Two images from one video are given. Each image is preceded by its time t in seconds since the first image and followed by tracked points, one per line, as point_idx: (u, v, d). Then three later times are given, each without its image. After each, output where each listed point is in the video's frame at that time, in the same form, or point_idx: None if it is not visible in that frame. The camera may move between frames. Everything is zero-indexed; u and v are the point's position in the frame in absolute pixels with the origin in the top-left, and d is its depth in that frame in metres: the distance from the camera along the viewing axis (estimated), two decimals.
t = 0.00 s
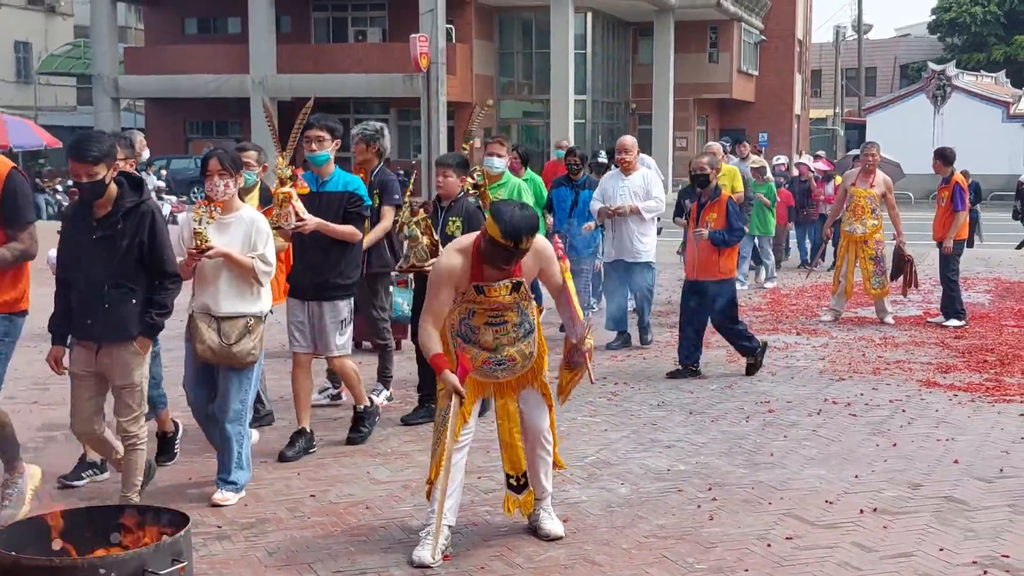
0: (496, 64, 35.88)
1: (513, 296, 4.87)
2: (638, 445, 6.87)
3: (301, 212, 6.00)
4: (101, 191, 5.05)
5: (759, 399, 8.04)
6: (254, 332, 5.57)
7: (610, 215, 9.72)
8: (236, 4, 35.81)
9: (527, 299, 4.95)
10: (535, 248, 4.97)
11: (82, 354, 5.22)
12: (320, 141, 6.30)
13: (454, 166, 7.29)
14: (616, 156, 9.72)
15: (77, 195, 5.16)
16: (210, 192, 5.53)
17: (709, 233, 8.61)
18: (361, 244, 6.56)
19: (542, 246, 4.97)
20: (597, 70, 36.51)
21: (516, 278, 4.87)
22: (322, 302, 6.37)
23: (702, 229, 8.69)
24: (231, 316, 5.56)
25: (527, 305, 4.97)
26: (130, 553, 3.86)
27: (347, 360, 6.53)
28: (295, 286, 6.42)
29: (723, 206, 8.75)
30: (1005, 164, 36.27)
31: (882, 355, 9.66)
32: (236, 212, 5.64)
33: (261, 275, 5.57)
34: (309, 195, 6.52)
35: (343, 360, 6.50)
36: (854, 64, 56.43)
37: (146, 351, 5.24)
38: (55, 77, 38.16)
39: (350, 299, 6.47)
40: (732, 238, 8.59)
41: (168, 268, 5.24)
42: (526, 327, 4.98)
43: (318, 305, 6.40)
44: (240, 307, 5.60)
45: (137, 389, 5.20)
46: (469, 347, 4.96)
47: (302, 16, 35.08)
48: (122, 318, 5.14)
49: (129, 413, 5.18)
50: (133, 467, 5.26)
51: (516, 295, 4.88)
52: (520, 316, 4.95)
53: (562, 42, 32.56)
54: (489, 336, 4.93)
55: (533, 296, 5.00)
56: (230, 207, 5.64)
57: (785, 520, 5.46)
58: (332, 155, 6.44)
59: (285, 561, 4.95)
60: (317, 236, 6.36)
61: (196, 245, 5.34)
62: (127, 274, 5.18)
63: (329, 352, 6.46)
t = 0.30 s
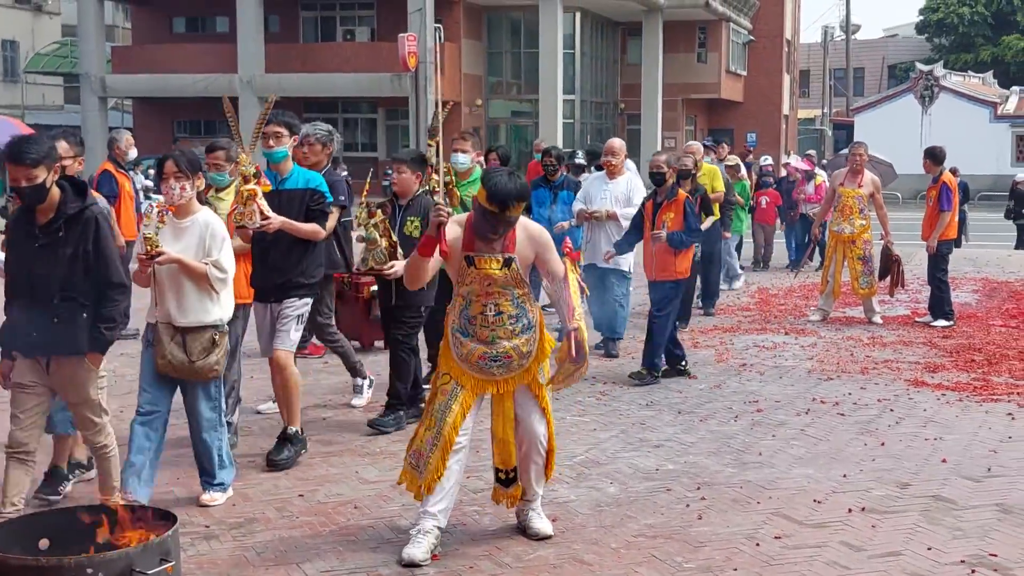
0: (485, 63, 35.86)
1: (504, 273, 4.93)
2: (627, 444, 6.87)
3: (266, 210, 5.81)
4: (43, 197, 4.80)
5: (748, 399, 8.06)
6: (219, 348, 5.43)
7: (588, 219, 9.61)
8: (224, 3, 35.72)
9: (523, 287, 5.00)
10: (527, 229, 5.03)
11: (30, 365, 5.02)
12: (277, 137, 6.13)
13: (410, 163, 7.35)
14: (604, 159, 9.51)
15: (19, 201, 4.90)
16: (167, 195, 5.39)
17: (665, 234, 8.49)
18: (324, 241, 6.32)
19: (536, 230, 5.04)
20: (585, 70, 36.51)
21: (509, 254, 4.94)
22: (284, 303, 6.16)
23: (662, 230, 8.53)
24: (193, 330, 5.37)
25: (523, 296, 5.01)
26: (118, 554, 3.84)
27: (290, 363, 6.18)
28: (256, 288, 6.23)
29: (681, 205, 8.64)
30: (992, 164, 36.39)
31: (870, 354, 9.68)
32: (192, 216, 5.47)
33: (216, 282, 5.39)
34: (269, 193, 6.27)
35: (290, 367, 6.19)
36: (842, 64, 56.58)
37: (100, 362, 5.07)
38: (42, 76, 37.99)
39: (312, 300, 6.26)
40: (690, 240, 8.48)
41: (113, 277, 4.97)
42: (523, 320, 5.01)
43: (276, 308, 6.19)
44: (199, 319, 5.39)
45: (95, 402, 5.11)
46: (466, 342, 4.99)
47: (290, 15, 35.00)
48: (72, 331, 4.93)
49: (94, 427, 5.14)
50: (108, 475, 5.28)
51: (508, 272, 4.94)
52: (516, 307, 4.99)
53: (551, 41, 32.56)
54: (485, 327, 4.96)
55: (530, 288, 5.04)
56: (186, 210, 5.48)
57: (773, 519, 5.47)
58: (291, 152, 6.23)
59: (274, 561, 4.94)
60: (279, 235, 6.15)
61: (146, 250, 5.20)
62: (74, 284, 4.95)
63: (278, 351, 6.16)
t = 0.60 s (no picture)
0: (474, 62, 35.83)
1: (488, 309, 4.89)
2: (616, 442, 6.87)
3: (229, 209, 5.57)
4: None
5: (737, 397, 8.07)
6: (150, 348, 5.16)
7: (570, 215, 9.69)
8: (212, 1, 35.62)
9: (502, 307, 4.93)
10: (507, 262, 4.86)
11: None
12: (243, 137, 5.83)
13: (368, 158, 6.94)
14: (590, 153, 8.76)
15: None
16: (102, 192, 5.08)
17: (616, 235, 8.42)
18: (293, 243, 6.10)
19: (514, 257, 4.87)
20: (574, 69, 36.51)
21: (490, 292, 4.88)
22: (250, 311, 5.90)
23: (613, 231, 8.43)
24: (122, 330, 5.11)
25: (504, 312, 4.94)
26: (105, 552, 3.82)
27: (260, 377, 5.98)
28: (219, 291, 5.95)
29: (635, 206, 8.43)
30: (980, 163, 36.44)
31: (858, 352, 9.71)
32: (129, 213, 5.18)
33: (153, 283, 5.13)
34: (235, 194, 5.92)
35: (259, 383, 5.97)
36: (831, 62, 56.74)
37: (29, 364, 4.79)
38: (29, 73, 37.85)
39: (277, 307, 6.00)
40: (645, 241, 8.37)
41: (46, 272, 4.73)
42: (505, 331, 4.95)
43: (242, 313, 5.92)
44: (131, 319, 5.13)
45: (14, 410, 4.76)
46: (448, 352, 4.97)
47: (279, 13, 34.93)
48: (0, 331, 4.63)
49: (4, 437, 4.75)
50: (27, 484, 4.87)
51: (490, 307, 4.89)
52: (497, 322, 4.93)
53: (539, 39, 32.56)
54: (466, 342, 4.93)
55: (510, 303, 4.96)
56: (124, 207, 5.19)
57: (762, 517, 5.47)
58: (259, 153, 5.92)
59: (262, 560, 4.92)
60: (244, 237, 5.89)
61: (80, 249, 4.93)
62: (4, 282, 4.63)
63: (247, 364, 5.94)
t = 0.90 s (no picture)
0: (467, 61, 35.81)
1: (492, 276, 4.90)
2: (609, 441, 6.86)
3: (187, 216, 5.44)
4: None
5: (729, 396, 8.06)
6: (100, 350, 4.86)
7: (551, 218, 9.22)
8: None
9: (507, 289, 5.00)
10: (513, 235, 5.01)
11: None
12: (204, 137, 5.73)
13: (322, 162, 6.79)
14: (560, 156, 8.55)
15: None
16: (45, 193, 4.78)
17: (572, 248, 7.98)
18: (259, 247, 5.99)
19: (522, 234, 5.02)
20: (567, 69, 36.52)
21: (496, 260, 4.91)
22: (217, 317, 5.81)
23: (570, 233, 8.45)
24: (69, 334, 4.82)
25: (507, 297, 5.01)
26: (97, 552, 3.80)
27: (245, 383, 5.94)
28: (184, 296, 5.83)
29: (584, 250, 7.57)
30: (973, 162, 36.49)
31: (851, 351, 9.71)
32: (76, 216, 4.85)
33: (106, 291, 4.81)
34: (198, 197, 5.82)
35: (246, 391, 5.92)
36: (824, 62, 56.81)
37: None
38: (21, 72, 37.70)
39: (247, 312, 5.93)
40: (601, 243, 8.36)
41: None
42: (505, 317, 5.00)
43: (211, 318, 5.84)
44: (79, 323, 4.84)
45: None
46: (448, 336, 4.97)
47: (272, 13, 34.86)
48: None
49: None
50: None
51: (495, 276, 4.91)
52: (499, 305, 4.98)
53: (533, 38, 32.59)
54: (467, 324, 4.95)
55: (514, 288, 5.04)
56: (71, 211, 4.86)
57: (755, 517, 5.47)
58: (223, 154, 5.83)
59: (254, 560, 4.91)
60: (209, 242, 5.79)
61: (28, 256, 4.61)
62: None
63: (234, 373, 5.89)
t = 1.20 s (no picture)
0: (462, 60, 35.76)
1: (482, 286, 4.89)
2: (604, 441, 6.86)
3: (132, 221, 5.11)
4: None
5: (724, 395, 8.06)
6: (53, 363, 4.67)
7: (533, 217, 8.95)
8: None
9: (502, 295, 4.96)
10: (502, 240, 4.96)
11: None
12: (143, 137, 5.44)
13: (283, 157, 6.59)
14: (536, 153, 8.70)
15: None
16: None
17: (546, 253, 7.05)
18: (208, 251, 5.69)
19: (512, 240, 4.97)
20: (562, 68, 36.51)
21: (486, 268, 4.89)
22: (163, 329, 5.53)
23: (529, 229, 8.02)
24: (21, 343, 4.61)
25: (504, 302, 4.97)
26: (90, 551, 3.79)
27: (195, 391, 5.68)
28: (129, 304, 5.54)
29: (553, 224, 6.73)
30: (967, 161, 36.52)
31: (845, 351, 9.71)
32: (27, 214, 4.63)
33: (55, 293, 4.61)
34: (142, 201, 5.53)
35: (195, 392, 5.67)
36: (818, 62, 56.84)
37: None
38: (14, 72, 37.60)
39: (192, 321, 5.61)
40: (562, 239, 8.02)
41: None
42: (503, 322, 4.96)
43: (156, 328, 5.54)
44: (31, 331, 4.63)
45: None
46: (447, 345, 4.95)
47: (266, 12, 34.82)
48: None
49: None
50: None
51: (485, 286, 4.89)
52: (495, 311, 4.94)
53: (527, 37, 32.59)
54: (465, 333, 4.92)
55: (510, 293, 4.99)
56: (22, 207, 4.64)
57: (749, 516, 5.47)
58: (163, 154, 5.52)
59: (249, 559, 4.90)
60: (153, 248, 5.47)
61: None
62: None
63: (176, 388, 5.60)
